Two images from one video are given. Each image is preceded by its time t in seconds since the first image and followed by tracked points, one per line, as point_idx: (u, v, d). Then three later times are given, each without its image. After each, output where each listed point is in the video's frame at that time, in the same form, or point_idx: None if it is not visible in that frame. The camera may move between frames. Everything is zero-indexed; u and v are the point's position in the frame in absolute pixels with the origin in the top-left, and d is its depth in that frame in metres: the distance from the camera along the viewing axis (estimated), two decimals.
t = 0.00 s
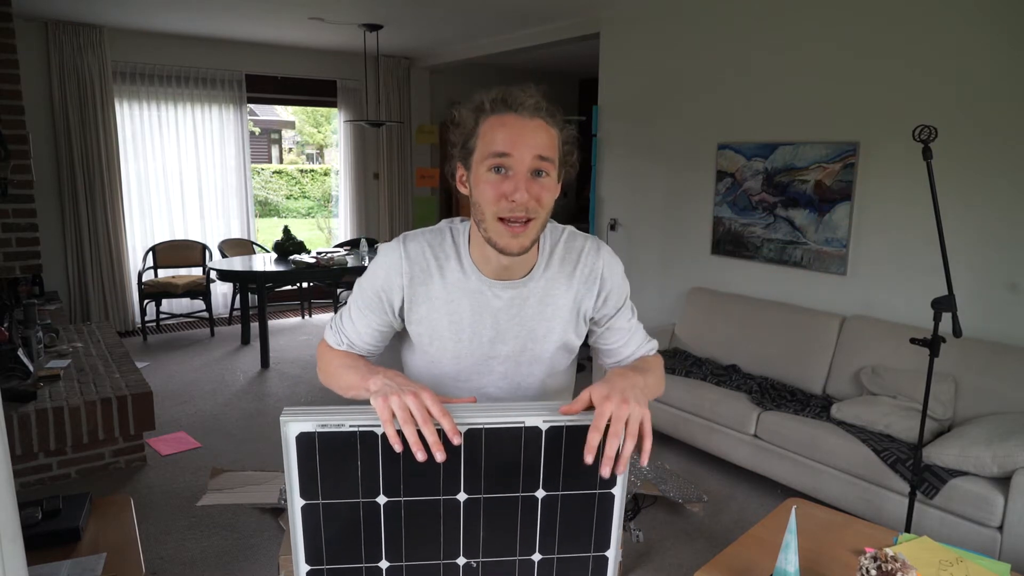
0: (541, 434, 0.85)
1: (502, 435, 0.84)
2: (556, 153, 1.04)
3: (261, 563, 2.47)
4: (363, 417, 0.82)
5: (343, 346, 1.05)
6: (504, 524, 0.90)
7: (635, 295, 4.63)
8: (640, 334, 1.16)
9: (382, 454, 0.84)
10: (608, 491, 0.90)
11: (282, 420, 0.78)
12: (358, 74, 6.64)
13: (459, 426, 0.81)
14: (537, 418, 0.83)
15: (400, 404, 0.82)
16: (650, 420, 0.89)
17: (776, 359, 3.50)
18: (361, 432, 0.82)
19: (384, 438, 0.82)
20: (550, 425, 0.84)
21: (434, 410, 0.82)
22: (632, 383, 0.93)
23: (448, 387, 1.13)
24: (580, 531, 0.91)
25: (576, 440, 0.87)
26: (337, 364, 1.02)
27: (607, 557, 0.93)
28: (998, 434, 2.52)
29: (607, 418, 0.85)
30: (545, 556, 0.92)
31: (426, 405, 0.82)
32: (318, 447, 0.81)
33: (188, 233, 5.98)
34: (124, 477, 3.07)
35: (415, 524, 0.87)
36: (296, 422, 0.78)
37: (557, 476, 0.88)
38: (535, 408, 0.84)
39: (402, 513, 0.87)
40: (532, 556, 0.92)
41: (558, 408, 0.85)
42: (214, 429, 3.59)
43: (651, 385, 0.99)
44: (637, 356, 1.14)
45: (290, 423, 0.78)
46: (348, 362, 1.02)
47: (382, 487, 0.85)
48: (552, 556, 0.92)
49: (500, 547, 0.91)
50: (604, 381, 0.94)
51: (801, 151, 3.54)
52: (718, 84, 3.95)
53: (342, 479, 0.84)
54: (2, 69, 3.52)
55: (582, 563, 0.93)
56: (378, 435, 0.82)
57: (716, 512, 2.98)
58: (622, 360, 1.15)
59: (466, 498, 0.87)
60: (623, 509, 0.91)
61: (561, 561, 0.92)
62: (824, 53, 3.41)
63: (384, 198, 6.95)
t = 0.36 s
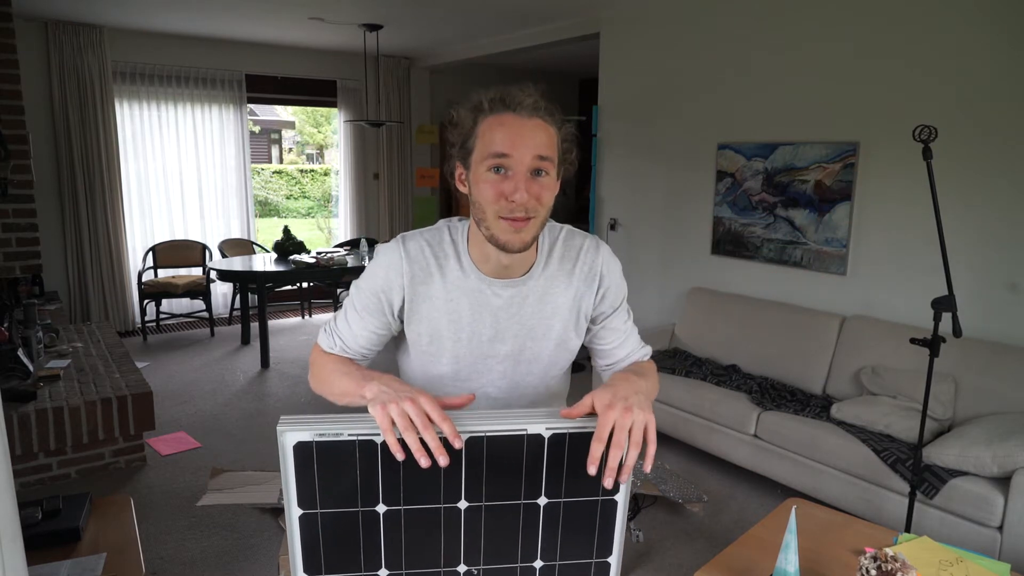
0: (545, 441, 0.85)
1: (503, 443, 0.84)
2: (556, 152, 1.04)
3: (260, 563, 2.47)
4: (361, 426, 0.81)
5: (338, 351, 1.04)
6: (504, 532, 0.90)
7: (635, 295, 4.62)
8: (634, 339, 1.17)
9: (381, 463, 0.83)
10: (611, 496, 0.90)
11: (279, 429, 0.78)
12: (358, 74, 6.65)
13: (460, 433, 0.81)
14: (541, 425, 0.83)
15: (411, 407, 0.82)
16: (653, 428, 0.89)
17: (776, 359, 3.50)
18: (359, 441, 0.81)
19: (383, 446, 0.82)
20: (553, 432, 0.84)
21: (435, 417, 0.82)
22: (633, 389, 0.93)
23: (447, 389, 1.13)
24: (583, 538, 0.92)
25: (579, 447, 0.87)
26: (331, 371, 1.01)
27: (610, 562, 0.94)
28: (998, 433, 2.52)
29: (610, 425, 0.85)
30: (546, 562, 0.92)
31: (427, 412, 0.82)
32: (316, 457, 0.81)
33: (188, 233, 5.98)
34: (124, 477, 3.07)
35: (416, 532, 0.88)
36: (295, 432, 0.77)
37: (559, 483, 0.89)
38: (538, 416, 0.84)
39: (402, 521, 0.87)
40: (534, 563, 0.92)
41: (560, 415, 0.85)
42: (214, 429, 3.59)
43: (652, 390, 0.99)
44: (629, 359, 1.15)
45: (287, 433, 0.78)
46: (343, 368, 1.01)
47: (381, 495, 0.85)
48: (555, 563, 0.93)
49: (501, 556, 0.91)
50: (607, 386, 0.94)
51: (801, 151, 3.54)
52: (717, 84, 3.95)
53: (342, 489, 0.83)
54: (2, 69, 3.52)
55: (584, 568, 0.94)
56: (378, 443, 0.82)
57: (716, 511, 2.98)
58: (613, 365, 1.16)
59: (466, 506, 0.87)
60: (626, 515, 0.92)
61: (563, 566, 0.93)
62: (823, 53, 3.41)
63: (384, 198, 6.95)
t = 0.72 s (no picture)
0: (546, 451, 0.85)
1: (504, 453, 0.84)
2: (541, 146, 1.04)
3: (260, 563, 2.47)
4: (356, 436, 0.79)
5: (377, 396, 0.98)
6: (504, 541, 0.90)
7: (635, 295, 4.62)
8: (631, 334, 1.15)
9: (378, 476, 0.82)
10: (613, 508, 0.91)
11: (273, 442, 0.77)
12: (358, 73, 6.64)
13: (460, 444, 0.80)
14: (542, 435, 0.83)
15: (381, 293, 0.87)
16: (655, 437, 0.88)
17: (776, 359, 3.50)
18: (356, 453, 0.79)
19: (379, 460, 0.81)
20: (554, 443, 0.84)
21: (434, 427, 0.81)
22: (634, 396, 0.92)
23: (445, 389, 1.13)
24: (585, 548, 0.92)
25: (581, 458, 0.87)
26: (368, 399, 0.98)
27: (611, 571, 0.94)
28: (998, 433, 2.52)
29: (613, 436, 0.84)
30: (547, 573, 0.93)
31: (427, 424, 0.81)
32: (312, 469, 0.80)
33: (188, 233, 5.98)
34: (124, 477, 3.07)
35: (415, 544, 0.87)
36: (289, 444, 0.76)
37: (561, 495, 0.89)
38: (539, 426, 0.84)
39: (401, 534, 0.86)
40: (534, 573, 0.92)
41: (561, 425, 0.85)
42: (214, 428, 3.59)
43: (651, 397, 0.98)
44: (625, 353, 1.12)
45: (281, 445, 0.77)
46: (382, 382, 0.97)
47: (379, 508, 0.84)
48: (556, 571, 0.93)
49: (501, 566, 0.91)
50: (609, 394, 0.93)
51: (801, 151, 3.54)
52: (717, 84, 3.95)
53: (339, 500, 0.82)
54: (2, 69, 3.52)
55: None
56: (375, 457, 0.80)
57: (716, 511, 2.99)
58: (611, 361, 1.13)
59: (466, 518, 0.87)
60: (629, 523, 0.92)
61: None
62: (824, 53, 3.41)
63: (384, 198, 6.95)
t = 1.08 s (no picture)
0: (547, 449, 0.85)
1: (506, 451, 0.83)
2: (537, 142, 1.04)
3: (260, 563, 2.47)
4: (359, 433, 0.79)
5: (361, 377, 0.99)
6: (506, 541, 0.90)
7: (635, 295, 4.62)
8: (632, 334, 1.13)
9: (379, 474, 0.82)
10: (615, 505, 0.90)
11: (275, 440, 0.76)
12: (358, 73, 6.64)
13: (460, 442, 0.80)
14: (543, 434, 0.83)
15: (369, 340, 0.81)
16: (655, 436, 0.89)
17: (776, 359, 3.50)
18: (358, 451, 0.79)
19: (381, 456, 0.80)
20: (556, 441, 0.84)
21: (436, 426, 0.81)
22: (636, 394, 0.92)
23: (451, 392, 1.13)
24: (586, 546, 0.92)
25: (584, 456, 0.87)
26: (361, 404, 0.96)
27: (612, 568, 0.94)
28: (998, 433, 2.52)
29: (612, 435, 0.84)
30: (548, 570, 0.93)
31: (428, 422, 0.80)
32: (314, 467, 0.80)
33: (188, 233, 5.98)
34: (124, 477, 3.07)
35: (416, 541, 0.87)
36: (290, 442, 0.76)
37: (563, 493, 0.89)
38: (540, 425, 0.84)
39: (402, 531, 0.86)
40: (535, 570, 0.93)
41: (562, 424, 0.84)
42: (214, 428, 3.59)
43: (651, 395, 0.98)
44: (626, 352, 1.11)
45: (283, 443, 0.76)
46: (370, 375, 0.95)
47: (380, 505, 0.84)
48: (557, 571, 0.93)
49: (502, 564, 0.91)
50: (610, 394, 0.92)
51: (801, 151, 3.54)
52: (717, 84, 3.95)
53: (340, 499, 0.82)
54: (2, 69, 3.52)
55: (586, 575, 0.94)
56: (375, 454, 0.80)
57: (716, 512, 2.99)
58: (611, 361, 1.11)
59: (467, 516, 0.87)
60: (630, 520, 0.92)
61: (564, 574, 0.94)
62: (824, 53, 3.41)
63: (384, 199, 6.96)
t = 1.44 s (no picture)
0: (538, 422, 0.91)
1: (499, 422, 0.91)
2: (541, 159, 1.04)
3: (261, 563, 2.47)
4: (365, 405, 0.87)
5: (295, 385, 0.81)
6: (501, 513, 0.96)
7: (636, 295, 4.61)
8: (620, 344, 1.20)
9: (382, 442, 0.90)
10: (602, 478, 0.96)
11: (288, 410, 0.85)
12: (358, 73, 6.64)
13: (458, 412, 0.88)
14: (534, 406, 0.90)
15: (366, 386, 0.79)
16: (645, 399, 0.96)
17: (776, 359, 3.50)
18: (365, 419, 0.88)
19: (385, 426, 0.88)
20: (545, 414, 0.91)
21: (435, 400, 0.89)
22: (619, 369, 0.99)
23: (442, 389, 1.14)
24: (577, 518, 0.97)
25: (572, 429, 0.93)
26: (324, 427, 0.80)
27: (602, 542, 0.99)
28: (998, 433, 2.53)
29: (613, 402, 0.91)
30: (541, 544, 0.97)
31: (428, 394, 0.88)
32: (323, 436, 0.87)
33: (188, 233, 5.97)
34: (124, 477, 3.07)
35: (415, 511, 0.93)
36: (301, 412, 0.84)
37: (553, 465, 0.94)
38: (532, 399, 0.91)
39: (403, 500, 0.93)
40: (529, 545, 0.97)
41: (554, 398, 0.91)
42: (214, 429, 3.58)
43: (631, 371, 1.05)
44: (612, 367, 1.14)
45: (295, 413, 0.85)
46: (330, 381, 0.78)
47: (383, 475, 0.91)
48: (551, 543, 0.98)
49: (498, 536, 0.96)
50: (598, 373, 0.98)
51: (801, 151, 3.54)
52: (717, 85, 3.95)
53: (345, 466, 0.90)
54: (2, 69, 3.52)
55: (578, 549, 0.99)
56: (379, 423, 0.88)
57: (716, 511, 2.99)
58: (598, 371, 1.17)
59: (464, 486, 0.93)
60: (617, 492, 0.97)
61: (557, 547, 0.98)
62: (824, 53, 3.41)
63: (384, 199, 6.95)
